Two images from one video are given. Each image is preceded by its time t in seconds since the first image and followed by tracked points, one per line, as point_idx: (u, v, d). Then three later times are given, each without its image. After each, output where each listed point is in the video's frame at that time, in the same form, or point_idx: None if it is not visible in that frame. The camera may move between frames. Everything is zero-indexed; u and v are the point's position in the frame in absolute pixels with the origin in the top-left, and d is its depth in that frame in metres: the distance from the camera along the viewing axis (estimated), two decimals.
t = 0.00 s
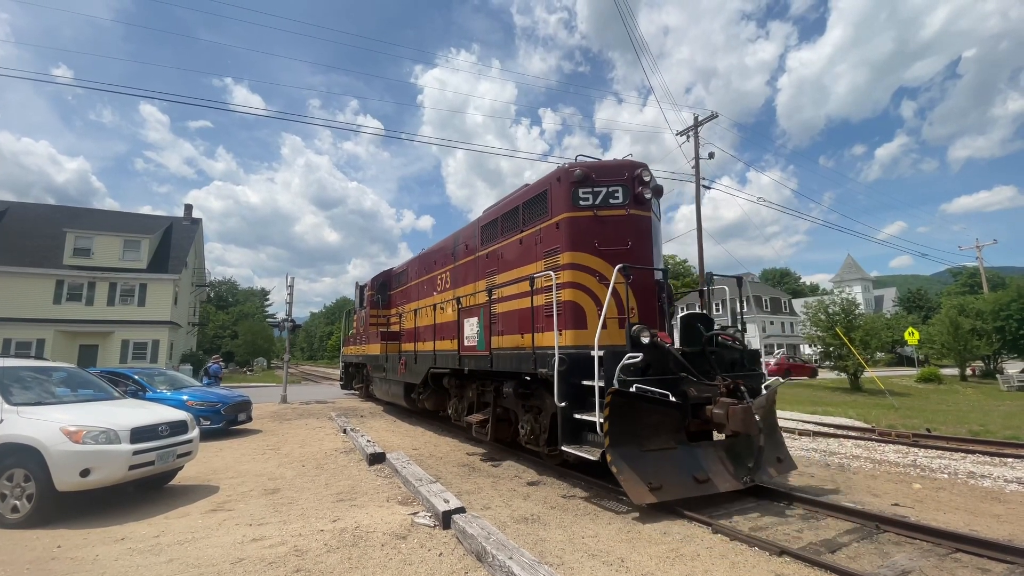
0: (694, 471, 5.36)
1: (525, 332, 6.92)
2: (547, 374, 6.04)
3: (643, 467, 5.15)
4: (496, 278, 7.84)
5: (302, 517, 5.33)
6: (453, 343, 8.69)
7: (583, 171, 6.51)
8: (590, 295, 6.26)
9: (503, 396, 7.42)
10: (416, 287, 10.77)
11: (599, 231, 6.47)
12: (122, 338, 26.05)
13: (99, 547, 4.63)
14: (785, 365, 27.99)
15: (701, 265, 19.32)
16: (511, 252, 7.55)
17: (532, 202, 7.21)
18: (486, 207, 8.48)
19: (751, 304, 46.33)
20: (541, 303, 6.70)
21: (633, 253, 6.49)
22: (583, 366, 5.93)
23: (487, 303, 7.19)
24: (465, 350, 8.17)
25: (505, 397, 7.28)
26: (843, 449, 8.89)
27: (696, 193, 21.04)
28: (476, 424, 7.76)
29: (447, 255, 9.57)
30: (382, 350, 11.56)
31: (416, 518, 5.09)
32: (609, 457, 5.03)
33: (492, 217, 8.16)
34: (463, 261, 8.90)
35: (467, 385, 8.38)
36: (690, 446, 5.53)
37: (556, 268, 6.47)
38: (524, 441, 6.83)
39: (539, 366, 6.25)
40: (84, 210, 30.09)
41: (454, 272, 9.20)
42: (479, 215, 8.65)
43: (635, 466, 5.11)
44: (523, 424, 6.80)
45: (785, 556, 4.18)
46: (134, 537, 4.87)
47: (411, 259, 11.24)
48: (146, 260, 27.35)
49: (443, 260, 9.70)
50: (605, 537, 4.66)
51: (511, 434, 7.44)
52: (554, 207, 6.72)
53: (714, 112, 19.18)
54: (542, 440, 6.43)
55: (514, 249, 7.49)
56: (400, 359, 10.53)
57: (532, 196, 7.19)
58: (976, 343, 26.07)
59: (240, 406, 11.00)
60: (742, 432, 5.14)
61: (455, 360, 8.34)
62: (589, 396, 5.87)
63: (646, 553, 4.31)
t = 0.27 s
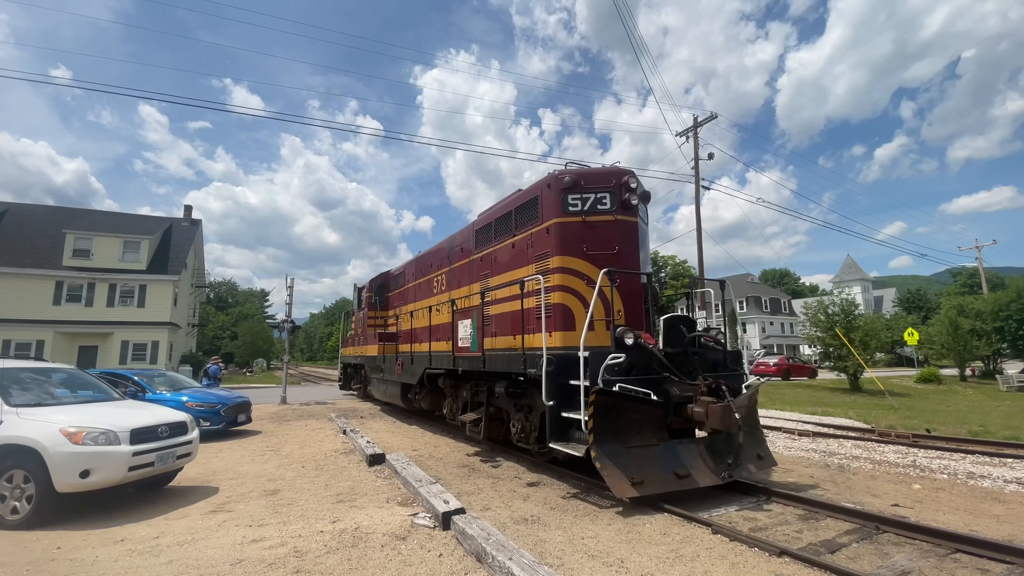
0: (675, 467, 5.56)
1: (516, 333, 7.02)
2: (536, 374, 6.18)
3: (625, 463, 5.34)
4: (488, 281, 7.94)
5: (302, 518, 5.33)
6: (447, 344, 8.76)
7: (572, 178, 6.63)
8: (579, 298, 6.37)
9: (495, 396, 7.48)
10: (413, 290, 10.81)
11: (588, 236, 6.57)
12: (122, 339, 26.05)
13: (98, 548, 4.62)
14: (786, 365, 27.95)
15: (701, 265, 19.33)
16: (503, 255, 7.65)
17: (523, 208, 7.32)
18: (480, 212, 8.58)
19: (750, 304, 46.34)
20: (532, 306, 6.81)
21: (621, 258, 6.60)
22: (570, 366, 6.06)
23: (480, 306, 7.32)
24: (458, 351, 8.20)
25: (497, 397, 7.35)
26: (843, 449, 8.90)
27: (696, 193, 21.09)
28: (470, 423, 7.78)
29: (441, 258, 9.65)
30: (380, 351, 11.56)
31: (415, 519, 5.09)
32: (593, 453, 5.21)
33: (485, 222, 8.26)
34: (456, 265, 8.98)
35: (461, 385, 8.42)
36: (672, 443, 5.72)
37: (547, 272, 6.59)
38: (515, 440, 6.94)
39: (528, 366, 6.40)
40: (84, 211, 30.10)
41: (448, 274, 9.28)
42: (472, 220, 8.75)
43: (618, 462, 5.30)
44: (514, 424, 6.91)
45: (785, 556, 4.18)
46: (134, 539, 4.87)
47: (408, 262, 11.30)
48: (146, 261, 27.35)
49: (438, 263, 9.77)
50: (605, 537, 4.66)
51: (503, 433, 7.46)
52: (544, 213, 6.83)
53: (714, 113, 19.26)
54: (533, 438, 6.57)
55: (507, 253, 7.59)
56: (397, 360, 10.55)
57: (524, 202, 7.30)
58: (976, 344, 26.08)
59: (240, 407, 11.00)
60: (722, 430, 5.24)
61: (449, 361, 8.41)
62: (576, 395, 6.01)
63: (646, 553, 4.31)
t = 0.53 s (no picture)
0: (657, 463, 5.77)
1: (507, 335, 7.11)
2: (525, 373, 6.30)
3: (610, 458, 5.55)
4: (481, 284, 8.03)
5: (302, 519, 5.33)
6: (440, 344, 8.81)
7: (561, 184, 6.72)
8: (568, 300, 6.46)
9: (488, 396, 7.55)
10: (409, 291, 10.84)
11: (576, 241, 6.68)
12: (122, 340, 26.05)
13: (99, 549, 4.62)
14: (786, 365, 27.95)
15: (701, 265, 19.33)
16: (495, 259, 7.74)
17: (514, 213, 7.41)
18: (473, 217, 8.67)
19: (750, 304, 46.32)
20: (523, 308, 6.90)
21: (609, 262, 6.71)
22: (558, 365, 6.17)
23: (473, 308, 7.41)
24: (454, 352, 8.27)
25: (490, 397, 7.43)
26: (843, 450, 8.91)
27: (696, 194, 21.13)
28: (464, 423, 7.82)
29: (436, 261, 9.73)
30: (377, 352, 11.57)
31: (415, 520, 5.09)
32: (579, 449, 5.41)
33: (477, 226, 8.35)
34: (450, 268, 9.07)
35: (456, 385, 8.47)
36: (654, 441, 5.95)
37: (537, 275, 6.68)
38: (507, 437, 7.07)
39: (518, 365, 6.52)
40: (84, 212, 30.12)
41: (442, 277, 9.36)
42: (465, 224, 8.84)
43: (602, 457, 5.51)
44: (506, 422, 7.03)
45: (785, 556, 4.18)
46: (134, 539, 4.87)
47: (405, 264, 11.36)
48: (145, 261, 27.36)
49: (433, 266, 9.84)
50: (605, 538, 4.67)
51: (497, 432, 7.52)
52: (534, 218, 6.93)
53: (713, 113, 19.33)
54: (524, 436, 6.70)
55: (498, 257, 7.68)
56: (394, 361, 10.57)
57: (514, 208, 7.40)
58: (976, 344, 26.07)
59: (241, 407, 11.00)
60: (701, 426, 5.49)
61: (444, 361, 8.46)
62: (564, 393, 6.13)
63: (646, 553, 4.31)
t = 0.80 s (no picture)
0: (642, 459, 5.86)
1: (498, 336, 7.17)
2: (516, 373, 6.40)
3: (595, 454, 5.67)
4: (473, 287, 8.09)
5: (303, 520, 5.33)
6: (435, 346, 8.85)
7: (551, 190, 6.83)
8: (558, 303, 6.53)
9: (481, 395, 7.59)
10: (406, 293, 10.87)
11: (566, 245, 6.76)
12: (122, 340, 26.06)
13: (99, 550, 4.62)
14: (785, 365, 27.94)
15: (701, 265, 19.32)
16: (486, 263, 7.80)
17: (505, 219, 7.49)
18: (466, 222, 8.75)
19: (750, 304, 46.29)
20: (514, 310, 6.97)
21: (598, 265, 6.80)
22: (547, 365, 6.26)
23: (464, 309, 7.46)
24: (448, 353, 8.29)
25: (483, 396, 7.47)
26: (843, 449, 8.92)
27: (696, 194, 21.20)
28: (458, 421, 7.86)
29: (430, 264, 9.79)
30: (376, 352, 11.59)
31: (416, 520, 5.09)
32: (564, 445, 5.53)
33: (469, 230, 8.42)
34: (444, 271, 9.13)
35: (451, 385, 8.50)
36: (639, 437, 6.03)
37: (528, 278, 6.76)
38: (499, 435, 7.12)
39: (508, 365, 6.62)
40: (83, 212, 30.11)
41: (436, 280, 9.42)
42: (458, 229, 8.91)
43: (588, 453, 5.62)
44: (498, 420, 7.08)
45: (785, 556, 4.18)
46: (135, 540, 4.87)
47: (401, 267, 11.40)
48: (145, 262, 27.36)
49: (427, 268, 9.90)
50: (605, 538, 4.67)
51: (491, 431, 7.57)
52: (525, 223, 7.01)
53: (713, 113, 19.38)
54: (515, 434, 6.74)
55: (490, 261, 7.75)
56: (391, 361, 10.59)
57: (506, 213, 7.48)
58: (976, 343, 26.05)
59: (241, 408, 11.01)
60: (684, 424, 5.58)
61: (439, 361, 8.49)
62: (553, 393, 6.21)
63: (646, 554, 4.31)
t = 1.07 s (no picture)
0: (626, 454, 5.94)
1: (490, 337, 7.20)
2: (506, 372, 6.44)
3: (581, 450, 5.73)
4: (466, 289, 8.12)
5: (303, 520, 5.33)
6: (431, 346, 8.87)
7: (542, 196, 6.86)
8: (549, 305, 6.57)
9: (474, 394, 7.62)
10: (403, 295, 10.88)
11: (556, 249, 6.80)
12: (122, 341, 26.06)
13: (100, 551, 4.63)
14: (785, 365, 27.92)
15: (701, 265, 19.31)
16: (479, 266, 7.83)
17: (497, 224, 7.52)
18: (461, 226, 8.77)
19: (751, 304, 46.26)
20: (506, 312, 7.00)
21: (587, 269, 6.85)
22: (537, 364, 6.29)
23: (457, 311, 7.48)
24: (443, 353, 8.31)
25: (476, 395, 7.49)
26: (843, 449, 8.91)
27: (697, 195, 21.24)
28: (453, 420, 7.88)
29: (426, 267, 9.82)
30: (374, 352, 11.61)
31: (416, 520, 5.09)
32: (552, 442, 5.59)
33: (463, 233, 8.45)
34: (439, 274, 9.15)
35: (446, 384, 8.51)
36: (623, 433, 6.11)
37: (519, 280, 6.79)
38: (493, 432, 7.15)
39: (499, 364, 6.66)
40: (84, 213, 30.12)
41: (431, 282, 9.44)
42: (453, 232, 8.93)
43: (573, 448, 5.68)
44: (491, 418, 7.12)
45: (786, 556, 4.18)
46: (136, 541, 4.86)
47: (399, 269, 11.42)
48: (145, 262, 27.36)
49: (423, 271, 9.92)
50: (606, 538, 4.67)
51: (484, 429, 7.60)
52: (516, 227, 7.04)
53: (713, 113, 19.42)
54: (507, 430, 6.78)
55: (483, 264, 7.78)
56: (389, 362, 10.59)
57: (498, 218, 7.51)
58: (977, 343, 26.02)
59: (241, 409, 11.01)
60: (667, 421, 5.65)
61: (434, 361, 8.51)
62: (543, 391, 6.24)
63: (646, 554, 4.31)
